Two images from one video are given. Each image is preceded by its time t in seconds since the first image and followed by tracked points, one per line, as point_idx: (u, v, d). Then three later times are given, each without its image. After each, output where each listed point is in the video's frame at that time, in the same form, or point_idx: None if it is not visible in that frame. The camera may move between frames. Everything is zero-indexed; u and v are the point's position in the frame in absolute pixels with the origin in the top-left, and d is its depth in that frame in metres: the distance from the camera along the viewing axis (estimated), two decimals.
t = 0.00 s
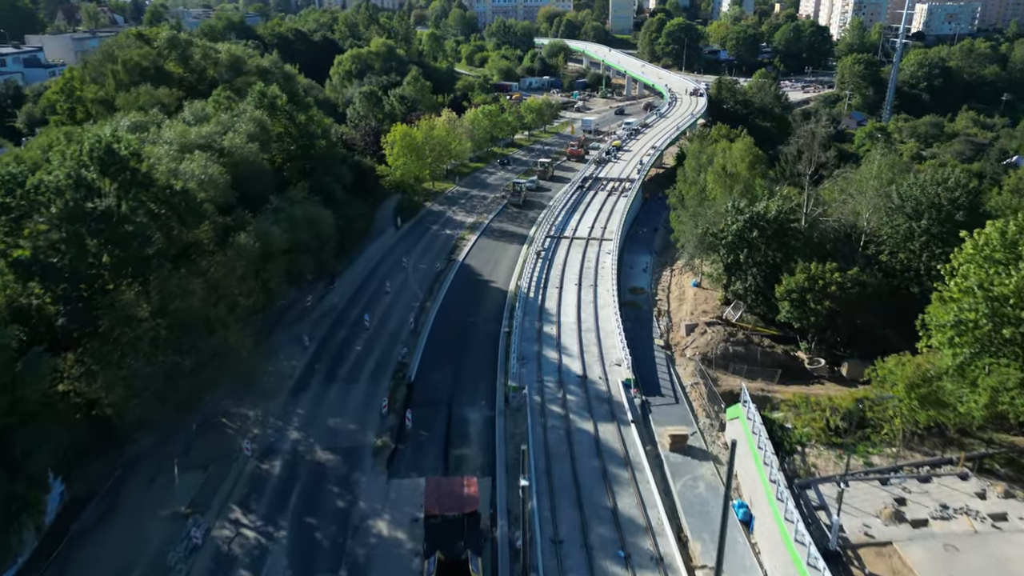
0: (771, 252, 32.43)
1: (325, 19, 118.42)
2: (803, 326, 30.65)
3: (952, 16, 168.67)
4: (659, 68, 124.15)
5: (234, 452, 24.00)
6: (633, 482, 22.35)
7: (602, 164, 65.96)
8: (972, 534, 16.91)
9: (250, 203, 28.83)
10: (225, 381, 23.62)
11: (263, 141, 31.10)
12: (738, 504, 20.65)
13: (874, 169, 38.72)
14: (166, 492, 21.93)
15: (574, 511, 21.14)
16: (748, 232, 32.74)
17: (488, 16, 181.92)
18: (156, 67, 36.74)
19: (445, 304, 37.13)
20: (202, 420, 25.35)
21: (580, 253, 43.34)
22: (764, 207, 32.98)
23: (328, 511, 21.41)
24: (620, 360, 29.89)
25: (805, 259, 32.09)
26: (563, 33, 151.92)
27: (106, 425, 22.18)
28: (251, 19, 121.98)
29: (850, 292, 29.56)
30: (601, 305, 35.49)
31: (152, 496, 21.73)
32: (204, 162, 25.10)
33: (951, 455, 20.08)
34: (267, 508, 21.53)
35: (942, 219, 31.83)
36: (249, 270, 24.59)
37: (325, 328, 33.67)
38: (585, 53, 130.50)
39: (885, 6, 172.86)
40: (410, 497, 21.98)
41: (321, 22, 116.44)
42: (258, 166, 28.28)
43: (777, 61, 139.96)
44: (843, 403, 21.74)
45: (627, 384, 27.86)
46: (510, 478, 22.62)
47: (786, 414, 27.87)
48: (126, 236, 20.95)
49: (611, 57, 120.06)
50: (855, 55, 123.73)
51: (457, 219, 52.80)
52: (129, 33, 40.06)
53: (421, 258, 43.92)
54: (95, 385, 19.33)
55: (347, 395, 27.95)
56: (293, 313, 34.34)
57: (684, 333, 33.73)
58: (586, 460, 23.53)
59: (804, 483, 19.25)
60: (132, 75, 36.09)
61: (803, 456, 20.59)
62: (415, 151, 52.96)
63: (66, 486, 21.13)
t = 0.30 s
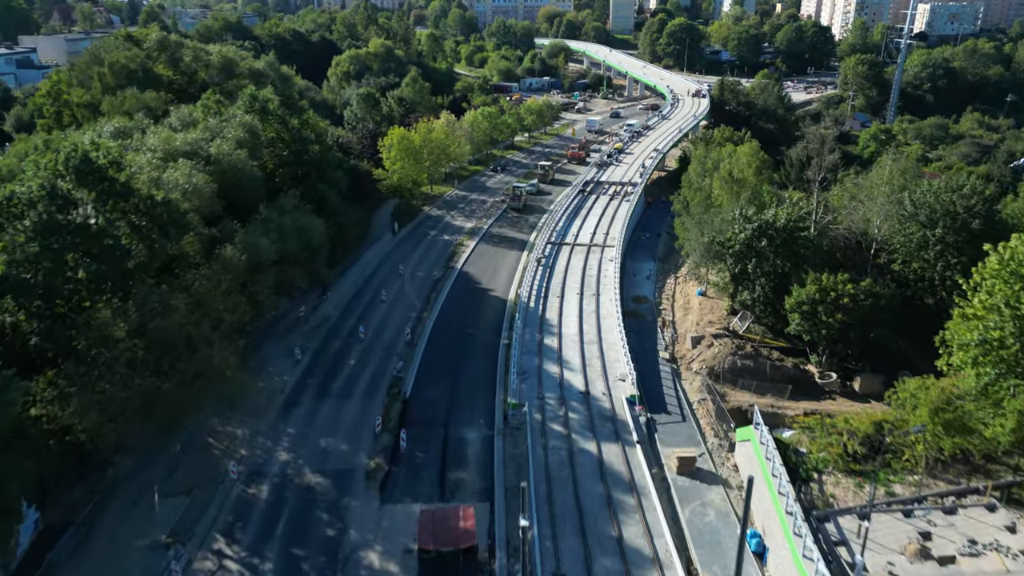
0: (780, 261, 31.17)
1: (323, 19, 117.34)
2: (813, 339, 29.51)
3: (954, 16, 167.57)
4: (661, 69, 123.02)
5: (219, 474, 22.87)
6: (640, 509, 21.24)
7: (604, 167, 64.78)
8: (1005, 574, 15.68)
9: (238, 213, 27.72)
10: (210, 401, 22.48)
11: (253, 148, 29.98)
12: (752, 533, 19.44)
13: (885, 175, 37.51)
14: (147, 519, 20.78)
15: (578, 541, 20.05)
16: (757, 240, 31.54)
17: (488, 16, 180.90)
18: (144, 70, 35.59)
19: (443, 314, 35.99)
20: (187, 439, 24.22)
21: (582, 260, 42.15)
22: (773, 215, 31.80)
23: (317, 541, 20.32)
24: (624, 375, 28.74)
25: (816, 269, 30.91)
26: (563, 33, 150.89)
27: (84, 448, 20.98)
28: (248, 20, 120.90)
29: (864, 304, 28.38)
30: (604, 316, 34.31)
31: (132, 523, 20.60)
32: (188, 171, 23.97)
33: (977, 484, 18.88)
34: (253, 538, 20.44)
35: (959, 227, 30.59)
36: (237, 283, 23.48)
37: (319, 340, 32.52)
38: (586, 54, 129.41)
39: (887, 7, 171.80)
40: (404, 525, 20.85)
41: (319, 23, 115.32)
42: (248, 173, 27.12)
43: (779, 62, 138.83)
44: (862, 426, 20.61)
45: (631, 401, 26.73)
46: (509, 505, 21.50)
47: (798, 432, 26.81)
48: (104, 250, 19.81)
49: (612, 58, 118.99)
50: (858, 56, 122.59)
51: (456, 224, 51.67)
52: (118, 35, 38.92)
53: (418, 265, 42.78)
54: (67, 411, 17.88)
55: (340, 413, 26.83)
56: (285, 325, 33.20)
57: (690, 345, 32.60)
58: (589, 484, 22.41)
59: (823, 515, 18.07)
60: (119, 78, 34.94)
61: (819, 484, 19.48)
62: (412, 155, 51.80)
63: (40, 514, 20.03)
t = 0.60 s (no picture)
0: (790, 272, 30.00)
1: (321, 19, 116.28)
2: (825, 352, 28.41)
3: (957, 16, 166.42)
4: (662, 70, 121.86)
5: (203, 500, 21.70)
6: (646, 539, 20.11)
7: (605, 170, 63.68)
8: None
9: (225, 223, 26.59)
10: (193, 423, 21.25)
11: (243, 154, 28.85)
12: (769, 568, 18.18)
13: (897, 181, 36.30)
14: (125, 550, 19.61)
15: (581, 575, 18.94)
16: (766, 249, 30.39)
17: (488, 16, 179.85)
18: (131, 73, 34.49)
19: (440, 324, 34.84)
20: (171, 461, 23.06)
21: (583, 267, 40.98)
22: (782, 223, 30.60)
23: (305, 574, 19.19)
24: (628, 391, 27.59)
25: (827, 280, 29.74)
26: (563, 33, 149.80)
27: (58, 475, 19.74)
28: (246, 20, 119.83)
29: (878, 317, 27.21)
30: (607, 327, 33.16)
31: (110, 554, 19.44)
32: (171, 180, 22.83)
33: (1007, 516, 17.64)
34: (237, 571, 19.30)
35: (976, 234, 29.40)
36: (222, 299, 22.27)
37: (311, 353, 31.38)
38: (587, 54, 128.24)
39: (890, 7, 170.47)
40: (397, 556, 19.71)
41: (317, 23, 114.23)
42: (236, 181, 25.96)
43: (781, 62, 137.69)
44: (882, 453, 19.39)
45: (636, 419, 25.60)
46: (508, 534, 20.38)
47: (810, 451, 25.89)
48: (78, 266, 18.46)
49: (613, 58, 117.91)
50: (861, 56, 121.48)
51: (454, 229, 50.54)
52: (106, 37, 37.82)
53: (415, 272, 41.62)
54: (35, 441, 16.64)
55: (332, 432, 25.68)
56: (277, 336, 32.07)
57: (696, 358, 31.47)
58: (593, 510, 21.27)
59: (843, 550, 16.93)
60: (105, 81, 33.82)
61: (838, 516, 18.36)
62: (410, 158, 50.65)
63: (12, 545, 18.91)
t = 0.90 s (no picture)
0: (801, 283, 28.85)
1: (319, 20, 115.17)
2: (838, 367, 27.27)
3: (960, 16, 165.36)
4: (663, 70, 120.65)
5: (186, 528, 20.56)
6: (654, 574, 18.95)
7: (607, 173, 62.52)
8: None
9: (211, 233, 25.39)
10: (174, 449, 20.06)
11: (231, 162, 27.67)
12: None
13: (910, 189, 35.06)
14: None
15: None
16: (775, 259, 29.20)
17: (488, 16, 178.74)
18: (118, 76, 33.37)
19: (437, 336, 33.68)
20: (151, 485, 21.83)
21: (585, 274, 39.80)
22: (793, 233, 29.43)
23: None
24: (633, 408, 26.41)
25: (840, 292, 28.59)
26: (563, 34, 148.73)
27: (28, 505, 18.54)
28: (242, 21, 118.72)
29: (895, 331, 26.04)
30: (610, 339, 31.98)
31: None
32: (152, 191, 21.64)
33: None
34: None
35: (995, 244, 28.18)
36: (208, 317, 21.17)
37: (303, 367, 30.25)
38: (588, 55, 127.01)
39: (893, 7, 168.96)
40: None
41: (315, 24, 113.10)
42: (223, 189, 24.79)
43: (783, 63, 136.64)
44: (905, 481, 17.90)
45: (641, 440, 24.44)
46: (508, 568, 19.22)
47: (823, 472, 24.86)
48: (51, 285, 17.21)
49: (614, 59, 116.89)
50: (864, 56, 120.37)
51: (453, 234, 49.43)
52: (93, 39, 36.72)
53: (412, 281, 40.45)
54: None
55: (322, 453, 24.52)
56: (268, 350, 30.90)
57: (703, 372, 30.33)
58: (596, 541, 20.13)
59: None
60: (91, 84, 32.71)
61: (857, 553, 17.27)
62: (408, 162, 49.53)
63: None
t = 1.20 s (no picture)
0: (813, 296, 27.66)
1: (317, 21, 114.05)
2: (852, 385, 26.15)
3: (962, 17, 164.25)
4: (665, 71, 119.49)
5: (167, 559, 19.37)
6: None
7: (609, 176, 61.39)
8: None
9: (196, 245, 24.17)
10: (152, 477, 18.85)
11: (217, 170, 26.50)
12: None
13: (923, 196, 33.85)
14: None
15: None
16: (785, 271, 28.06)
17: (488, 16, 177.57)
18: (103, 80, 32.18)
19: (434, 348, 32.52)
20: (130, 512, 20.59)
21: (587, 283, 38.63)
22: (804, 243, 28.30)
23: None
24: (637, 428, 25.27)
25: (853, 306, 27.48)
26: (563, 35, 147.64)
27: None
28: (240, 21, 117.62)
29: (911, 348, 24.93)
30: (613, 352, 30.84)
31: None
32: (132, 203, 20.44)
33: None
34: None
35: (1015, 255, 27.02)
36: (190, 336, 19.98)
37: (294, 382, 29.09)
38: (588, 55, 125.80)
39: (894, 7, 167.71)
40: None
41: (313, 25, 111.92)
42: (208, 199, 23.60)
43: (785, 63, 135.57)
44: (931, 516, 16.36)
45: (647, 462, 23.33)
46: None
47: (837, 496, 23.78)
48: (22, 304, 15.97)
49: (614, 60, 115.77)
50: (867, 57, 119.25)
51: (451, 240, 48.29)
52: (80, 41, 35.54)
53: (408, 290, 39.26)
54: None
55: (312, 476, 23.37)
56: (258, 364, 29.75)
57: (710, 388, 29.20)
58: None
59: None
60: (75, 88, 31.52)
61: None
62: (405, 166, 48.32)
63: None
